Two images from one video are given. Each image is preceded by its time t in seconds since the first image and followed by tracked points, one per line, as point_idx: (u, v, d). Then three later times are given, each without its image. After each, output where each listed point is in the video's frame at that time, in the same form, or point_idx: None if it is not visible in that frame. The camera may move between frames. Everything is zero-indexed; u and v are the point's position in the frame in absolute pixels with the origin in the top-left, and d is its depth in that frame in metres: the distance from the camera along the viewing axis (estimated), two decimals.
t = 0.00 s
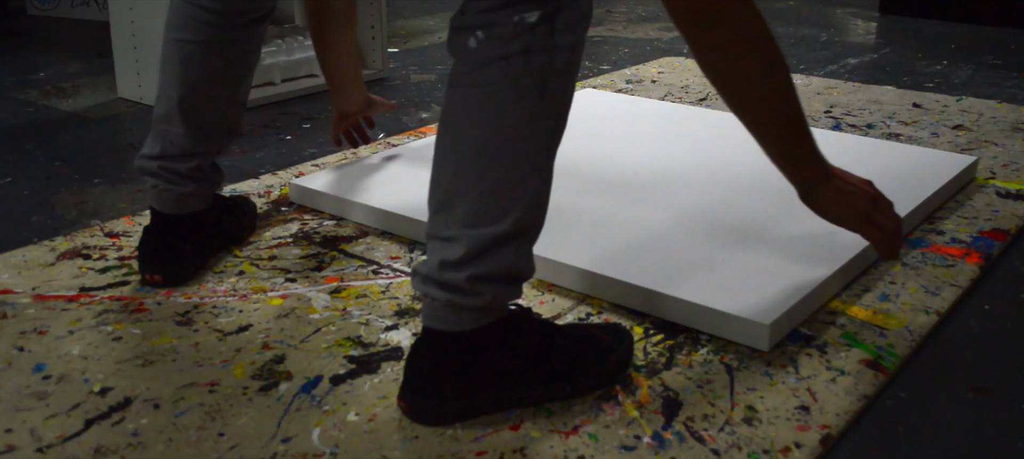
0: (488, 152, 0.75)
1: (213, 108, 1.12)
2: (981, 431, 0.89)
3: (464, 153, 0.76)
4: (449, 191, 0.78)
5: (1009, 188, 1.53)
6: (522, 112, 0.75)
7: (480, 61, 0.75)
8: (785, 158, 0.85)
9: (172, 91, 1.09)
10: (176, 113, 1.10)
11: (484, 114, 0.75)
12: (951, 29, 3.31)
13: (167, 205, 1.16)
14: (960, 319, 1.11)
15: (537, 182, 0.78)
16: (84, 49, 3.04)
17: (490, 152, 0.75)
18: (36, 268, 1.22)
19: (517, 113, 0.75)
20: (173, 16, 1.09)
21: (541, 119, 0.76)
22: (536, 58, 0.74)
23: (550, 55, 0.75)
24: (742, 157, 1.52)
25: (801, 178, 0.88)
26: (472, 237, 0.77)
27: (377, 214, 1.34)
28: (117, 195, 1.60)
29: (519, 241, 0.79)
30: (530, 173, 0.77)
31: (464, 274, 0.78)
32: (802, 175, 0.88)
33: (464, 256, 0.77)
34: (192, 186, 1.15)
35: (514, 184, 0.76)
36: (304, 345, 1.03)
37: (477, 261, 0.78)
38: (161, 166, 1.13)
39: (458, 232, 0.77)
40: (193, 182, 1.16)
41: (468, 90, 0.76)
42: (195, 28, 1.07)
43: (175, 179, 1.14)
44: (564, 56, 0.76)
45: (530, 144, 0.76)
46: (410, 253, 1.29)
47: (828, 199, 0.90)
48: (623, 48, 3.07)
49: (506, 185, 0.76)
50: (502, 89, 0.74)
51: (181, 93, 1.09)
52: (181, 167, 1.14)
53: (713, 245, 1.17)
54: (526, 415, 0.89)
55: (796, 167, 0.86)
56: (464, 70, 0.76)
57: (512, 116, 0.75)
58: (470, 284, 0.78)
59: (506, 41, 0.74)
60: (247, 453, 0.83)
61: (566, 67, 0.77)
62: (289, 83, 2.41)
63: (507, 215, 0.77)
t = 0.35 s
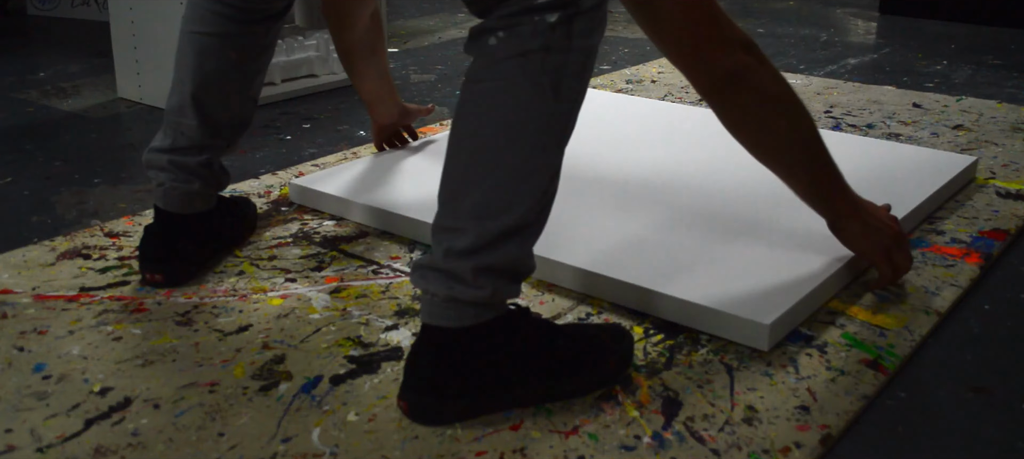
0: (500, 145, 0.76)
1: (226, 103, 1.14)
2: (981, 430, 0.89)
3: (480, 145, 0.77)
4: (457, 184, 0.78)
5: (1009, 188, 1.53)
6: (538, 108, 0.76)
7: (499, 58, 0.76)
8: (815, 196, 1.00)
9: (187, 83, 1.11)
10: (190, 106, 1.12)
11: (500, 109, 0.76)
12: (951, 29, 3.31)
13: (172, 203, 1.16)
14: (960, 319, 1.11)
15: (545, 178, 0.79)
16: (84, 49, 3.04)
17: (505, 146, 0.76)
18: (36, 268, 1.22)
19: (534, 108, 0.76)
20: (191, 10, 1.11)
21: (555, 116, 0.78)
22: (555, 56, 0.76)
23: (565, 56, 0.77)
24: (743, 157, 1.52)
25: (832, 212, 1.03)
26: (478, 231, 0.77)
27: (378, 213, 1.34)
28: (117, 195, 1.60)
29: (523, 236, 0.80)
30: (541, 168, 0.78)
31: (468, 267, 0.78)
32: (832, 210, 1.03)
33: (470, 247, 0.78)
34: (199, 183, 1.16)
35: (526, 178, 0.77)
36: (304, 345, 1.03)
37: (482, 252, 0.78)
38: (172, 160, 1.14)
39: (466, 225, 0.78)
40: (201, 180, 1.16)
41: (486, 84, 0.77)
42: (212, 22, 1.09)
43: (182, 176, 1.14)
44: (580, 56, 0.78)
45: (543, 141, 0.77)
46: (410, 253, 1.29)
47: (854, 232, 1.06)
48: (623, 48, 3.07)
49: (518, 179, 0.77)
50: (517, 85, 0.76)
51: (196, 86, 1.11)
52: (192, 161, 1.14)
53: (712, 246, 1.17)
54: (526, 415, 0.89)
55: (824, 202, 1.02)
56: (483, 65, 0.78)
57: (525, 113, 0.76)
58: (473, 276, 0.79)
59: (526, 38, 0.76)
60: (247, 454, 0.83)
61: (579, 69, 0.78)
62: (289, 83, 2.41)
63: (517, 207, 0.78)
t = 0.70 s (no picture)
0: (501, 145, 0.76)
1: (228, 100, 1.14)
2: (981, 430, 0.89)
3: (481, 144, 0.77)
4: (457, 183, 0.78)
5: (1010, 188, 1.53)
6: (539, 107, 0.77)
7: (500, 57, 0.76)
8: (807, 201, 1.01)
9: (189, 81, 1.11)
10: (192, 103, 1.12)
11: (502, 108, 0.76)
12: (951, 29, 3.31)
13: (173, 203, 1.16)
14: (960, 319, 1.11)
15: (546, 178, 0.79)
16: (84, 49, 3.03)
17: (506, 145, 0.76)
18: (36, 268, 1.22)
19: (535, 108, 0.76)
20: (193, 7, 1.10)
21: (556, 116, 0.78)
22: (557, 56, 0.76)
23: (567, 57, 0.77)
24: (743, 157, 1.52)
25: (823, 218, 1.04)
26: (479, 231, 0.77)
27: (378, 213, 1.34)
28: (117, 195, 1.60)
29: (522, 235, 0.80)
30: (542, 167, 0.78)
31: (468, 265, 0.78)
32: (823, 216, 1.04)
33: (470, 246, 0.78)
34: (199, 182, 1.16)
35: (527, 177, 0.77)
36: (304, 345, 1.03)
37: (482, 250, 0.78)
38: (173, 158, 1.14)
39: (467, 225, 0.78)
40: (201, 178, 1.17)
41: (487, 83, 0.77)
42: (215, 20, 1.09)
43: (182, 174, 1.15)
44: (582, 57, 0.78)
45: (544, 141, 0.77)
46: (410, 253, 1.29)
47: (844, 236, 1.07)
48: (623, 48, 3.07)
49: (519, 178, 0.77)
50: (520, 85, 0.76)
51: (199, 83, 1.11)
52: (193, 159, 1.15)
53: (713, 245, 1.17)
54: (526, 415, 0.89)
55: (816, 208, 1.03)
56: (484, 64, 0.77)
57: (527, 112, 0.76)
58: (473, 275, 0.79)
59: (528, 38, 0.76)
60: (247, 454, 0.83)
61: (582, 69, 0.78)
62: (289, 83, 2.41)
63: (517, 206, 0.78)
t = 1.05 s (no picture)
0: (501, 144, 0.76)
1: (229, 98, 1.14)
2: (982, 431, 0.89)
3: (480, 144, 0.77)
4: (457, 182, 0.78)
5: (1009, 188, 1.52)
6: (539, 106, 0.76)
7: (499, 56, 0.76)
8: (802, 204, 1.01)
9: (191, 79, 1.11)
10: (194, 102, 1.12)
11: (501, 107, 0.76)
12: (951, 29, 3.31)
13: (174, 202, 1.17)
14: (960, 319, 1.11)
15: (545, 176, 0.79)
16: (84, 49, 3.03)
17: (505, 144, 0.76)
18: (36, 268, 1.22)
19: (534, 106, 0.76)
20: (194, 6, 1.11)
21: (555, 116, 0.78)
22: (556, 55, 0.76)
23: (567, 56, 0.77)
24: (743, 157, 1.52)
25: (819, 221, 1.05)
26: (478, 230, 0.77)
27: (378, 213, 1.34)
28: (117, 195, 1.60)
29: (522, 234, 0.80)
30: (541, 165, 0.78)
31: (468, 264, 0.78)
32: (816, 219, 1.04)
33: (470, 245, 0.78)
34: (201, 181, 1.17)
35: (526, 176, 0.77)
36: (304, 345, 1.03)
37: (482, 249, 0.78)
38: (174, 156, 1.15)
39: (466, 224, 0.78)
40: (203, 177, 1.17)
41: (487, 82, 0.77)
42: (217, 18, 1.09)
43: (183, 172, 1.15)
44: (581, 55, 0.78)
45: (544, 139, 0.77)
46: (410, 253, 1.29)
47: (837, 239, 1.07)
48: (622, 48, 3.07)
49: (517, 177, 0.77)
50: (519, 85, 0.76)
51: (200, 82, 1.11)
52: (194, 157, 1.15)
53: (714, 245, 1.17)
54: (526, 415, 0.89)
55: (813, 212, 1.03)
56: (484, 64, 0.77)
57: (526, 111, 0.76)
58: (473, 274, 0.79)
59: (527, 38, 0.75)
60: (247, 453, 0.83)
61: (581, 68, 0.78)
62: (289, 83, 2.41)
63: (516, 205, 0.78)
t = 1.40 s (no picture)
0: (501, 144, 0.76)
1: (230, 97, 1.14)
2: (982, 431, 0.89)
3: (480, 144, 0.77)
4: (457, 181, 0.78)
5: (1009, 188, 1.52)
6: (539, 106, 0.77)
7: (499, 56, 0.76)
8: (799, 206, 1.01)
9: (193, 78, 1.11)
10: (194, 101, 1.12)
11: (501, 107, 0.76)
12: (951, 29, 3.31)
13: (175, 203, 1.17)
14: (960, 319, 1.11)
15: (545, 176, 0.79)
16: (85, 49, 3.04)
17: (505, 144, 0.76)
18: (36, 268, 1.22)
19: (534, 106, 0.76)
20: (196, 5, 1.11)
21: (555, 116, 0.78)
22: (556, 55, 0.76)
23: (566, 55, 0.77)
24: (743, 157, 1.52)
25: (816, 222, 1.05)
26: (478, 230, 0.77)
27: (378, 213, 1.34)
28: (117, 195, 1.60)
29: (522, 234, 0.80)
30: (542, 165, 0.78)
31: (468, 263, 0.78)
32: (813, 221, 1.04)
33: (470, 244, 0.78)
34: (201, 181, 1.16)
35: (527, 176, 0.77)
36: (304, 345, 1.03)
37: (482, 249, 0.78)
38: (175, 156, 1.14)
39: (466, 223, 0.78)
40: (203, 177, 1.17)
41: (487, 82, 0.77)
42: (220, 17, 1.10)
43: (184, 172, 1.15)
44: (581, 55, 0.78)
45: (544, 139, 0.77)
46: (410, 253, 1.29)
47: (834, 241, 1.08)
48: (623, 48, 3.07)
49: (518, 177, 0.77)
50: (520, 85, 0.76)
51: (201, 81, 1.11)
52: (195, 157, 1.15)
53: (714, 245, 1.17)
54: (526, 415, 0.89)
55: (811, 213, 1.03)
56: (484, 64, 0.78)
57: (526, 111, 0.76)
58: (473, 273, 0.79)
59: (527, 38, 0.76)
60: (247, 453, 0.83)
61: (582, 68, 0.78)
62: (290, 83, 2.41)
63: (516, 205, 0.78)
